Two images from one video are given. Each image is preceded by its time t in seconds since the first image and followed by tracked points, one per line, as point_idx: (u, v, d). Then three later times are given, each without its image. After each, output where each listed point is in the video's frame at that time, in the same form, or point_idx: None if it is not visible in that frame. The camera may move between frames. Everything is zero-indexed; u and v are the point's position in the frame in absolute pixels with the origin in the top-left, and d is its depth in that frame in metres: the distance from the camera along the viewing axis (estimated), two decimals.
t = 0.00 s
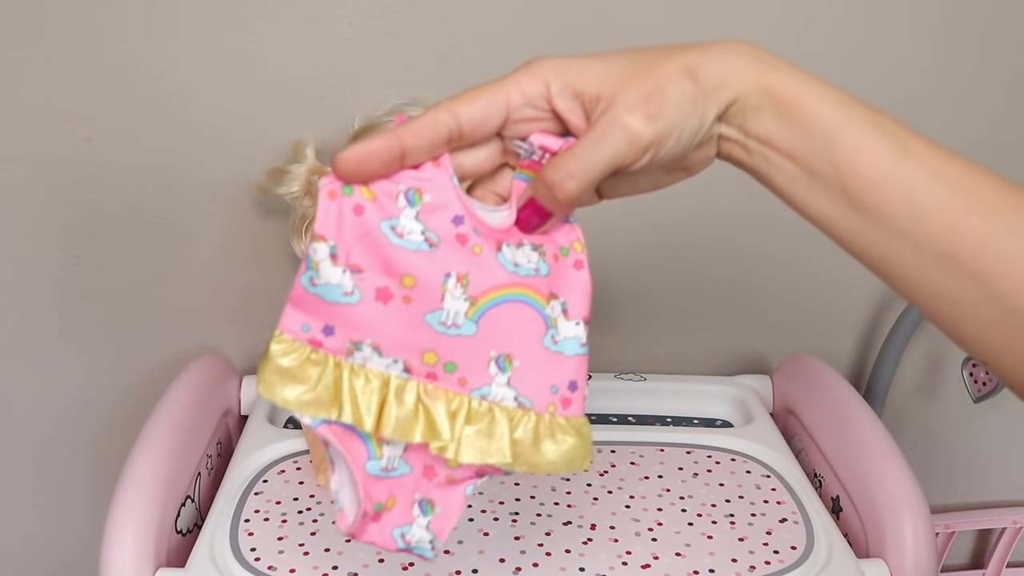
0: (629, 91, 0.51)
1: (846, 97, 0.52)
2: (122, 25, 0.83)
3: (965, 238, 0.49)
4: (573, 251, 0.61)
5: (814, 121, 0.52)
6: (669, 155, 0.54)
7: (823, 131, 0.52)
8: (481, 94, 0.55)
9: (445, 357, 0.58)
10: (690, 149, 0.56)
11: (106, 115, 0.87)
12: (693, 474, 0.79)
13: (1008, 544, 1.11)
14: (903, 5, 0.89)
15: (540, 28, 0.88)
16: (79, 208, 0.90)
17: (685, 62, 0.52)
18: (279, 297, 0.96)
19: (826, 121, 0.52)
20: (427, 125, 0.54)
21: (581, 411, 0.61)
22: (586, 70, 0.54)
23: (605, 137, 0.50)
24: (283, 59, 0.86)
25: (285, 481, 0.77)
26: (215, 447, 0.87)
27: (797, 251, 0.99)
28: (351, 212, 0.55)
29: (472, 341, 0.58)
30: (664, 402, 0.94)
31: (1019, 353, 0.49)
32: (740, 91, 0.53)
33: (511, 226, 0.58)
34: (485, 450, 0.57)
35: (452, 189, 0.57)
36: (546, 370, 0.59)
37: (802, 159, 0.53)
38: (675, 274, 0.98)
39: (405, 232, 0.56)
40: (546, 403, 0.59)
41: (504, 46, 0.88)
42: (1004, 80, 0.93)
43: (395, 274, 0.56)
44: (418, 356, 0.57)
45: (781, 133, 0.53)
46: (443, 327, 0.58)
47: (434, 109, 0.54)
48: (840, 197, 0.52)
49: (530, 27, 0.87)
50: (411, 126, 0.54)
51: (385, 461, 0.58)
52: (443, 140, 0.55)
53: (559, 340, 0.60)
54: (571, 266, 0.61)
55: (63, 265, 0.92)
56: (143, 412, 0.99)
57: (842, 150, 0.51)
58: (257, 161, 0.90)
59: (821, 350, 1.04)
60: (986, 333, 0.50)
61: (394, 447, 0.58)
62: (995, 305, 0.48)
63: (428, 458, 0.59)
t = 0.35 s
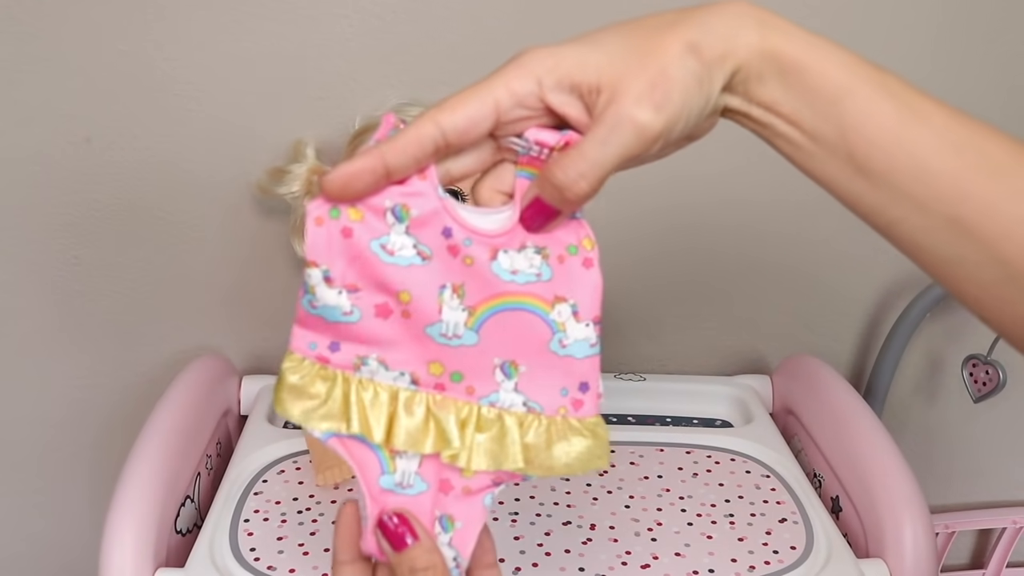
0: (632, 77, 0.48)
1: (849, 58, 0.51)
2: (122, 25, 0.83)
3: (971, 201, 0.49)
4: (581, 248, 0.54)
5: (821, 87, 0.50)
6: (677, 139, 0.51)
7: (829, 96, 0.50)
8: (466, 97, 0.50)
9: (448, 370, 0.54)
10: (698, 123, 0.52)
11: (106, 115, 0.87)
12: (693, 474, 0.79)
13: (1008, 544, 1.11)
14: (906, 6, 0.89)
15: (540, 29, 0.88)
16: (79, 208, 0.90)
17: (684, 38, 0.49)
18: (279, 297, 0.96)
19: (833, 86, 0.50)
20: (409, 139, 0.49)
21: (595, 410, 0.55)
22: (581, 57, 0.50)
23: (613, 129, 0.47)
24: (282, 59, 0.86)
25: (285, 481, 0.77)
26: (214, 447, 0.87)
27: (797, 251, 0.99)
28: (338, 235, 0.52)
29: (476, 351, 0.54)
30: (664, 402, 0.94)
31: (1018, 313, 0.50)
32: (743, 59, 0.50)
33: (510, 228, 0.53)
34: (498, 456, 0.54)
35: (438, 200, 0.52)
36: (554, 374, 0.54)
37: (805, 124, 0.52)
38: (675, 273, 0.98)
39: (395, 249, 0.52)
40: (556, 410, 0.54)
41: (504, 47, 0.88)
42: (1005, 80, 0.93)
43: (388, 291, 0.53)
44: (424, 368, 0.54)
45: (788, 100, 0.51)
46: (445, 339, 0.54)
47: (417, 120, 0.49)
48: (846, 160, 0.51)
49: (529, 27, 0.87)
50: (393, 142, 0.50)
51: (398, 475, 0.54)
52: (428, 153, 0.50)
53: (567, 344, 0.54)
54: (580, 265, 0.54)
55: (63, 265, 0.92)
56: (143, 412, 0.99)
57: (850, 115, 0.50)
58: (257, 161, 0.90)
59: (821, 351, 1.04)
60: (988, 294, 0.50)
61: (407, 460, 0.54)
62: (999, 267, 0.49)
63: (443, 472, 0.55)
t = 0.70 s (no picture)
0: (686, 26, 0.48)
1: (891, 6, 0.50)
2: (123, 25, 0.84)
3: (1002, 151, 0.49)
4: (626, 200, 0.53)
5: (859, 29, 0.50)
6: (726, 84, 0.51)
7: (870, 39, 0.50)
8: (527, 40, 0.50)
9: (483, 312, 0.52)
10: (748, 66, 0.52)
11: (106, 115, 0.87)
12: (693, 474, 0.79)
13: (1008, 544, 1.11)
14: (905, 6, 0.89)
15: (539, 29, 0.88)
16: (79, 207, 0.90)
17: None
18: (280, 297, 0.96)
19: (875, 28, 0.50)
20: (472, 75, 0.49)
21: (617, 360, 0.54)
22: (636, 6, 0.50)
23: (670, 81, 0.48)
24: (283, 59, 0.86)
25: (285, 481, 0.77)
26: (214, 447, 0.86)
27: (796, 251, 0.99)
28: (394, 162, 0.51)
29: (509, 293, 0.53)
30: (664, 402, 0.94)
31: None
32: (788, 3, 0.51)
33: (559, 171, 0.52)
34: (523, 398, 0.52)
35: (492, 137, 0.52)
36: (583, 322, 0.53)
37: (843, 66, 0.52)
38: (675, 272, 0.98)
39: (445, 182, 0.52)
40: (580, 356, 0.53)
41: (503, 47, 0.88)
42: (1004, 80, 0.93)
43: (432, 223, 0.52)
44: (456, 308, 0.52)
45: (830, 44, 0.52)
46: (480, 278, 0.52)
47: (479, 59, 0.50)
48: (883, 106, 0.52)
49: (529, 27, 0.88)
50: (455, 77, 0.50)
51: (421, 414, 0.53)
52: (489, 90, 0.50)
53: (595, 292, 0.53)
54: (621, 218, 0.53)
55: (62, 265, 0.92)
56: (143, 412, 0.99)
57: (889, 59, 0.50)
58: (257, 161, 0.90)
59: (821, 351, 1.04)
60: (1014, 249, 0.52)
61: (431, 400, 0.53)
62: None
63: (466, 415, 0.53)
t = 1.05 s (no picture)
0: None
1: None
2: (123, 25, 0.84)
3: None
4: (660, 165, 0.56)
5: None
6: (761, 46, 0.54)
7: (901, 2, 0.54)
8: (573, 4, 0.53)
9: (519, 267, 0.56)
10: (785, 28, 0.55)
11: (105, 115, 0.87)
12: (693, 474, 0.79)
13: (1008, 544, 1.11)
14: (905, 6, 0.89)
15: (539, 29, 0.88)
16: (79, 208, 0.90)
17: None
18: (280, 297, 0.96)
19: None
20: (518, 35, 0.53)
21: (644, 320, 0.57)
22: None
23: (707, 38, 0.50)
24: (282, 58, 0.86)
25: (285, 481, 0.77)
26: (214, 447, 0.86)
27: (795, 251, 0.99)
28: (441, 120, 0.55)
29: (542, 251, 0.56)
30: (664, 403, 0.94)
31: None
32: None
33: (594, 134, 0.56)
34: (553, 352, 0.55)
35: (533, 100, 0.55)
36: (613, 280, 0.57)
37: (877, 27, 0.55)
38: (675, 272, 0.99)
39: (487, 141, 0.55)
40: (608, 313, 0.56)
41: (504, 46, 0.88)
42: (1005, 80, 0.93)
43: (474, 180, 0.55)
44: (491, 263, 0.56)
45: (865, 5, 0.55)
46: (516, 235, 0.56)
47: (525, 20, 0.53)
48: (913, 68, 0.55)
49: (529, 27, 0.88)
50: (501, 35, 0.53)
51: (452, 367, 0.57)
52: (532, 50, 0.53)
53: (625, 252, 0.57)
54: (654, 181, 0.56)
55: (62, 265, 0.92)
56: (143, 412, 0.99)
57: (920, 22, 0.54)
58: (257, 161, 0.90)
59: (821, 351, 1.04)
60: None
61: (463, 353, 0.57)
62: None
63: (496, 368, 0.57)
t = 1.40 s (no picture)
0: (700, 3, 0.49)
1: None
2: (123, 25, 0.84)
3: (1005, 124, 0.52)
4: (642, 181, 0.56)
5: (870, 2, 0.53)
6: (742, 60, 0.52)
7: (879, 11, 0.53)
8: (548, 21, 0.51)
9: (501, 290, 0.56)
10: (766, 40, 0.54)
11: (105, 115, 0.87)
12: (693, 474, 0.79)
13: (1008, 544, 1.11)
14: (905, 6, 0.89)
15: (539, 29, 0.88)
16: (79, 208, 0.90)
17: None
18: (280, 298, 0.96)
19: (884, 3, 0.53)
20: (490, 54, 0.51)
21: (628, 341, 0.57)
22: None
23: (685, 56, 0.49)
24: (282, 58, 0.86)
25: (285, 481, 0.77)
26: (214, 447, 0.86)
27: (795, 251, 0.99)
28: (417, 145, 0.54)
29: (523, 274, 0.56)
30: (664, 403, 0.94)
31: None
32: None
33: (573, 154, 0.56)
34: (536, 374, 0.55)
35: (512, 124, 0.55)
36: (595, 300, 0.57)
37: (856, 39, 0.54)
38: (674, 272, 0.99)
39: (465, 165, 0.55)
40: (591, 334, 0.57)
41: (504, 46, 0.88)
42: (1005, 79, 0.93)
43: (454, 206, 0.55)
44: (472, 288, 0.56)
45: (844, 15, 0.54)
46: (497, 259, 0.56)
47: (498, 37, 0.51)
48: (892, 79, 0.54)
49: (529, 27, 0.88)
50: (474, 54, 0.51)
51: (431, 397, 0.56)
52: (506, 69, 0.52)
53: (609, 271, 0.57)
54: (635, 199, 0.57)
55: (62, 265, 0.92)
56: (143, 412, 0.99)
57: (898, 30, 0.52)
58: (257, 161, 0.90)
59: (821, 351, 1.04)
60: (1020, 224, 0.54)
61: (442, 382, 0.57)
62: None
63: (477, 396, 0.57)
